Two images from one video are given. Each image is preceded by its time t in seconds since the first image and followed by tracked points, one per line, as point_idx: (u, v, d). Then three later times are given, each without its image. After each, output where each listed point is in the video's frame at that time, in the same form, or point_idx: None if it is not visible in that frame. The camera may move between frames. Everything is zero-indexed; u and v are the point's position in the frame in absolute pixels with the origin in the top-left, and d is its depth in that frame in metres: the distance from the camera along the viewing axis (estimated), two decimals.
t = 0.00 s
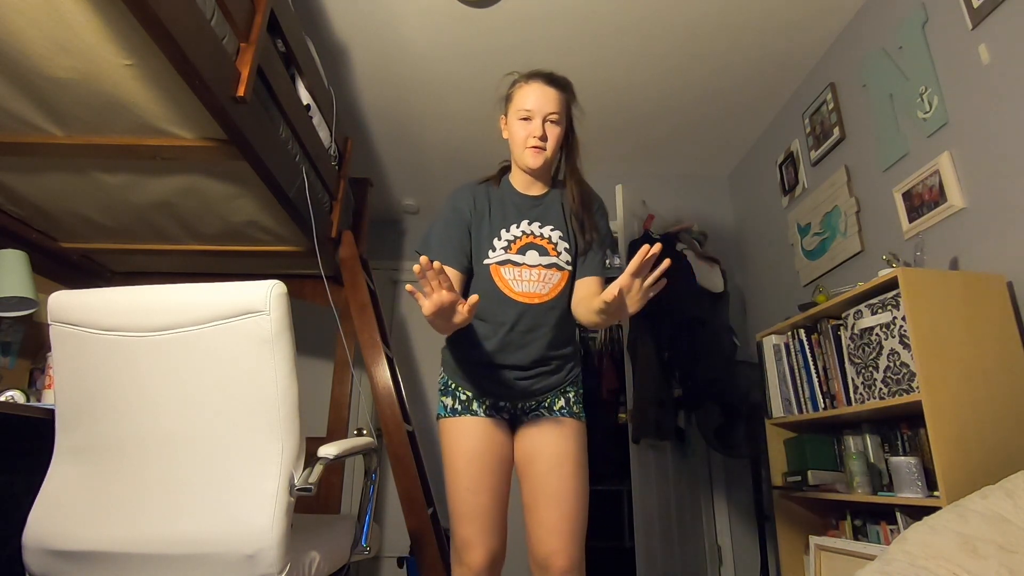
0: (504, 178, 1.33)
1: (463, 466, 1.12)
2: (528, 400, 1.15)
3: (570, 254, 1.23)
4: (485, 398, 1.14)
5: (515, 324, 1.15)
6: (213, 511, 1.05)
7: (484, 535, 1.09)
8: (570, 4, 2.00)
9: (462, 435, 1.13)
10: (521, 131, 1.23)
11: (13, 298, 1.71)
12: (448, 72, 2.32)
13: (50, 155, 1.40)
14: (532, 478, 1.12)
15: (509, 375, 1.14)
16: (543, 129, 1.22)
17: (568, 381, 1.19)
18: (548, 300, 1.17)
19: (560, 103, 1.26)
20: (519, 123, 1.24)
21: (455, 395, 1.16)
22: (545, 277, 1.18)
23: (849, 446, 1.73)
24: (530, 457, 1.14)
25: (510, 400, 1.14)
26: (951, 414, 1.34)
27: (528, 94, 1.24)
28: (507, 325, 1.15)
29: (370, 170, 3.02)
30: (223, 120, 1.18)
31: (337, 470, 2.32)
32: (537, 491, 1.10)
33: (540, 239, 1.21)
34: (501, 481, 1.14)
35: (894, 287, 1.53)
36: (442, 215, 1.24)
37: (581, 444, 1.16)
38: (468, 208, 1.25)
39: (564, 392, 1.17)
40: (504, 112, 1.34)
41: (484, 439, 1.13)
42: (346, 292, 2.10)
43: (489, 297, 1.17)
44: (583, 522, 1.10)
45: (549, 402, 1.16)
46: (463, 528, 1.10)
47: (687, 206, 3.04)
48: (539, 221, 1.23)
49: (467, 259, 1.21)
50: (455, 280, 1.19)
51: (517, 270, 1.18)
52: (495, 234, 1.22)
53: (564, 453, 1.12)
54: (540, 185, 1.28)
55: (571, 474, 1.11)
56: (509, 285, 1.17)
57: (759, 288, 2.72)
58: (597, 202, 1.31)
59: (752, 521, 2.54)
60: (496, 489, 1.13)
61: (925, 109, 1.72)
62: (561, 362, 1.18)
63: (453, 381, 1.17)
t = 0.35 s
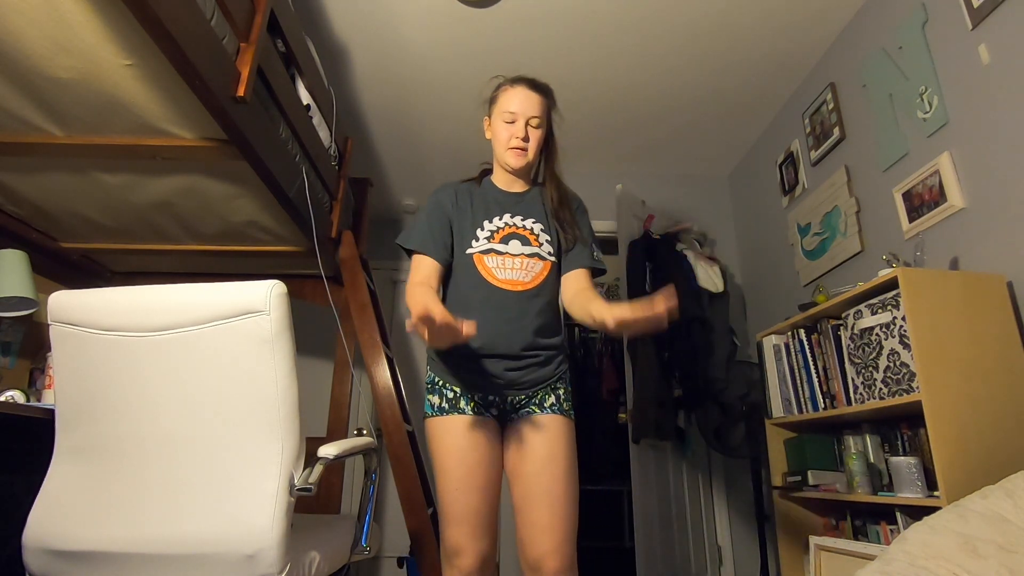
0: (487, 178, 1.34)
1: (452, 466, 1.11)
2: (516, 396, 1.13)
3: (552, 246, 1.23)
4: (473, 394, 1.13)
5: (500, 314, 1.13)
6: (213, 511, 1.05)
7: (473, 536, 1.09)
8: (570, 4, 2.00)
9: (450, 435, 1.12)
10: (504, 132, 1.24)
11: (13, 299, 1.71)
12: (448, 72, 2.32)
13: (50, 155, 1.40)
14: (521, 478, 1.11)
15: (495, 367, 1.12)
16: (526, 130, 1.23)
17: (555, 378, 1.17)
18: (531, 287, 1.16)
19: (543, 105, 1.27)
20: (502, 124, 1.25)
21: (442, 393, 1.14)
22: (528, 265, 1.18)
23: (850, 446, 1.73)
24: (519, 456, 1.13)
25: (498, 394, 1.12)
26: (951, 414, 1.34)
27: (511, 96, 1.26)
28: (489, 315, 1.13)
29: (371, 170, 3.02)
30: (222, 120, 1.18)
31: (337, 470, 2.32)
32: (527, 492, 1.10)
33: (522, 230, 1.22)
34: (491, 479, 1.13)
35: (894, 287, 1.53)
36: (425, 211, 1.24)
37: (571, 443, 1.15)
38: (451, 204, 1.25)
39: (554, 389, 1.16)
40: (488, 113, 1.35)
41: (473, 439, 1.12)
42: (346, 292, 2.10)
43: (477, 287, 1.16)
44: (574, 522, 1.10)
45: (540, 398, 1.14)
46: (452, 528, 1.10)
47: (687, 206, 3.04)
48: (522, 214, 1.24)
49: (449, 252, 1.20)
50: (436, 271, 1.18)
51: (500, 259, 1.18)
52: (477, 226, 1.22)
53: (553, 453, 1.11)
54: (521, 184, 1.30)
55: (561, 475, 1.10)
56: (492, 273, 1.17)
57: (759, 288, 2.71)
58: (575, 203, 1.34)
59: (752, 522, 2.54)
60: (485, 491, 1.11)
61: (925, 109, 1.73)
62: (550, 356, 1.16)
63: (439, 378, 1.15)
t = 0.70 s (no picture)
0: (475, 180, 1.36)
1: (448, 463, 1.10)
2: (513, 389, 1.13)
3: (540, 238, 1.25)
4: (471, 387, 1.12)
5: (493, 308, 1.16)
6: (213, 510, 1.05)
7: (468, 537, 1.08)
8: (570, 4, 2.00)
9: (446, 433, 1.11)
10: (495, 128, 1.28)
11: (13, 299, 1.71)
12: (448, 72, 2.32)
13: (50, 155, 1.40)
14: (515, 478, 1.09)
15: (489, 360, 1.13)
16: (518, 125, 1.27)
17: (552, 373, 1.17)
18: (519, 274, 1.20)
19: (531, 104, 1.32)
20: (493, 118, 1.29)
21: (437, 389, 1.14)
22: (516, 254, 1.21)
23: (850, 446, 1.73)
24: (513, 454, 1.10)
25: (496, 387, 1.13)
26: (952, 414, 1.34)
27: (499, 95, 1.30)
28: (482, 309, 1.16)
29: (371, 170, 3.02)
30: (222, 120, 1.18)
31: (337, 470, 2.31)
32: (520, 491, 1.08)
33: (510, 222, 1.24)
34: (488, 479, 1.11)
35: (894, 287, 1.53)
36: (411, 212, 1.28)
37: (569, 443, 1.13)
38: (436, 204, 1.29)
39: (550, 385, 1.16)
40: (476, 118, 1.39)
41: (470, 437, 1.10)
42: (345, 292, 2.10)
43: (472, 286, 1.19)
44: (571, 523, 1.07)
45: (537, 393, 1.14)
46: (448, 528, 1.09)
47: (687, 206, 3.04)
48: (509, 208, 1.27)
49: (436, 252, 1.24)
50: (424, 277, 1.21)
51: (489, 249, 1.21)
52: (465, 221, 1.25)
53: (550, 449, 1.09)
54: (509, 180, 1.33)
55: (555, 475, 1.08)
56: (481, 262, 1.20)
57: (759, 288, 2.71)
58: (562, 203, 1.36)
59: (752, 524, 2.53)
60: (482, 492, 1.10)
61: (925, 109, 1.73)
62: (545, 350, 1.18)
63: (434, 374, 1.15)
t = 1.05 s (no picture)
0: (483, 179, 1.33)
1: (439, 463, 1.11)
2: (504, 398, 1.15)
3: (548, 258, 1.23)
4: (464, 396, 1.14)
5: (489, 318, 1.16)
6: (213, 511, 1.05)
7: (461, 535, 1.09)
8: (570, 4, 2.00)
9: (438, 433, 1.13)
10: (507, 129, 1.23)
11: (13, 299, 1.71)
12: (448, 72, 2.32)
13: (50, 155, 1.40)
14: (504, 477, 1.11)
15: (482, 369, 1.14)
16: (530, 126, 1.23)
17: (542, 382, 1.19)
18: (527, 300, 1.17)
19: (545, 102, 1.27)
20: (505, 118, 1.24)
21: (432, 394, 1.16)
22: (523, 277, 1.18)
23: (850, 447, 1.73)
24: (503, 455, 1.12)
25: (487, 397, 1.15)
26: (952, 415, 1.34)
27: (513, 94, 1.25)
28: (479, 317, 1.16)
29: (370, 170, 3.02)
30: (222, 120, 1.18)
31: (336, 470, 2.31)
32: (510, 490, 1.09)
33: (519, 241, 1.21)
34: (480, 479, 1.13)
35: (894, 287, 1.53)
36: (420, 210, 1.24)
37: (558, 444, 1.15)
38: (449, 204, 1.24)
39: (541, 391, 1.18)
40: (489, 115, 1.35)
41: (463, 436, 1.12)
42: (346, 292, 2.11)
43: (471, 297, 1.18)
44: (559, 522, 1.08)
45: (526, 399, 1.17)
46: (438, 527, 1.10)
47: (687, 206, 3.04)
48: (518, 223, 1.23)
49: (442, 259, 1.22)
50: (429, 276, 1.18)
51: (496, 271, 1.18)
52: (474, 232, 1.22)
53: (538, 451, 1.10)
54: (520, 185, 1.29)
55: (544, 474, 1.09)
56: (487, 286, 1.16)
57: (759, 288, 2.71)
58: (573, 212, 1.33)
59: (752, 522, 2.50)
60: (476, 492, 1.11)
61: (925, 109, 1.73)
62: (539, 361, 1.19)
63: (428, 379, 1.17)
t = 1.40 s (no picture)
0: (494, 181, 1.31)
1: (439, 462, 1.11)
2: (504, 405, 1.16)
3: (556, 270, 1.23)
4: (465, 401, 1.14)
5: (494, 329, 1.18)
6: (213, 510, 1.05)
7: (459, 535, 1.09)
8: (570, 4, 2.00)
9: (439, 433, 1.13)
10: (521, 132, 1.21)
11: (13, 299, 1.71)
12: (448, 72, 2.32)
13: (50, 155, 1.40)
14: (504, 478, 1.11)
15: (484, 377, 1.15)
16: (546, 131, 1.21)
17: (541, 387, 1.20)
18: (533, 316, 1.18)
19: (560, 104, 1.25)
20: (521, 119, 1.22)
21: (433, 398, 1.16)
22: (531, 293, 1.18)
23: (849, 447, 1.73)
24: (502, 456, 1.13)
25: (488, 403, 1.15)
26: (952, 415, 1.34)
27: (528, 97, 1.23)
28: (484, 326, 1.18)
29: (370, 170, 3.02)
30: (222, 120, 1.18)
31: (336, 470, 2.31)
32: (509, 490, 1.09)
33: (527, 253, 1.20)
34: (479, 479, 1.13)
35: (894, 287, 1.53)
36: (429, 215, 1.24)
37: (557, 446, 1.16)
38: (458, 209, 1.25)
39: (540, 395, 1.19)
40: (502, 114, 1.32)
41: (461, 438, 1.13)
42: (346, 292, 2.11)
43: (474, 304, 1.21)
44: (558, 523, 1.08)
45: (526, 404, 1.17)
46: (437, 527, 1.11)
47: (687, 206, 3.04)
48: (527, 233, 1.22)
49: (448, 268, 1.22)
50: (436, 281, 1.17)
51: (503, 286, 1.17)
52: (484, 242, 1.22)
53: (537, 453, 1.11)
54: (530, 192, 1.27)
55: (543, 474, 1.09)
56: (494, 301, 1.17)
57: (759, 288, 2.71)
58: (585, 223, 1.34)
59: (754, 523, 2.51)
60: (475, 493, 1.12)
61: (925, 109, 1.73)
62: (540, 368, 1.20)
63: (430, 384, 1.17)
